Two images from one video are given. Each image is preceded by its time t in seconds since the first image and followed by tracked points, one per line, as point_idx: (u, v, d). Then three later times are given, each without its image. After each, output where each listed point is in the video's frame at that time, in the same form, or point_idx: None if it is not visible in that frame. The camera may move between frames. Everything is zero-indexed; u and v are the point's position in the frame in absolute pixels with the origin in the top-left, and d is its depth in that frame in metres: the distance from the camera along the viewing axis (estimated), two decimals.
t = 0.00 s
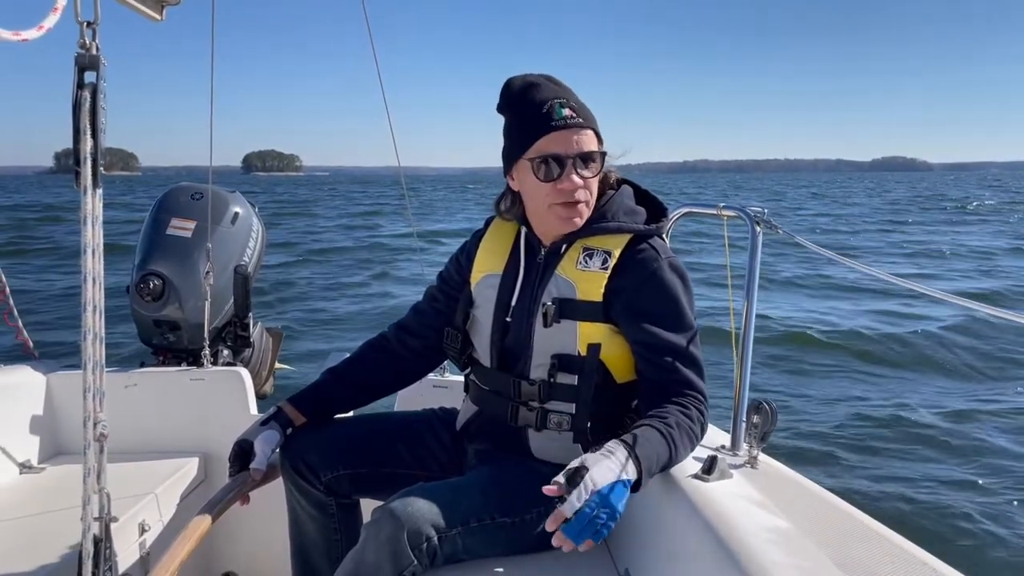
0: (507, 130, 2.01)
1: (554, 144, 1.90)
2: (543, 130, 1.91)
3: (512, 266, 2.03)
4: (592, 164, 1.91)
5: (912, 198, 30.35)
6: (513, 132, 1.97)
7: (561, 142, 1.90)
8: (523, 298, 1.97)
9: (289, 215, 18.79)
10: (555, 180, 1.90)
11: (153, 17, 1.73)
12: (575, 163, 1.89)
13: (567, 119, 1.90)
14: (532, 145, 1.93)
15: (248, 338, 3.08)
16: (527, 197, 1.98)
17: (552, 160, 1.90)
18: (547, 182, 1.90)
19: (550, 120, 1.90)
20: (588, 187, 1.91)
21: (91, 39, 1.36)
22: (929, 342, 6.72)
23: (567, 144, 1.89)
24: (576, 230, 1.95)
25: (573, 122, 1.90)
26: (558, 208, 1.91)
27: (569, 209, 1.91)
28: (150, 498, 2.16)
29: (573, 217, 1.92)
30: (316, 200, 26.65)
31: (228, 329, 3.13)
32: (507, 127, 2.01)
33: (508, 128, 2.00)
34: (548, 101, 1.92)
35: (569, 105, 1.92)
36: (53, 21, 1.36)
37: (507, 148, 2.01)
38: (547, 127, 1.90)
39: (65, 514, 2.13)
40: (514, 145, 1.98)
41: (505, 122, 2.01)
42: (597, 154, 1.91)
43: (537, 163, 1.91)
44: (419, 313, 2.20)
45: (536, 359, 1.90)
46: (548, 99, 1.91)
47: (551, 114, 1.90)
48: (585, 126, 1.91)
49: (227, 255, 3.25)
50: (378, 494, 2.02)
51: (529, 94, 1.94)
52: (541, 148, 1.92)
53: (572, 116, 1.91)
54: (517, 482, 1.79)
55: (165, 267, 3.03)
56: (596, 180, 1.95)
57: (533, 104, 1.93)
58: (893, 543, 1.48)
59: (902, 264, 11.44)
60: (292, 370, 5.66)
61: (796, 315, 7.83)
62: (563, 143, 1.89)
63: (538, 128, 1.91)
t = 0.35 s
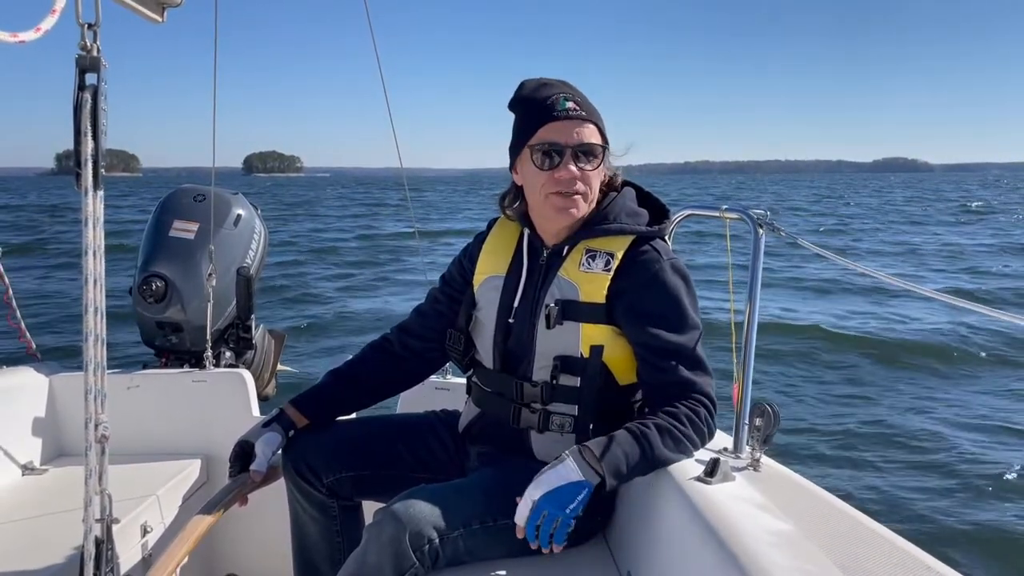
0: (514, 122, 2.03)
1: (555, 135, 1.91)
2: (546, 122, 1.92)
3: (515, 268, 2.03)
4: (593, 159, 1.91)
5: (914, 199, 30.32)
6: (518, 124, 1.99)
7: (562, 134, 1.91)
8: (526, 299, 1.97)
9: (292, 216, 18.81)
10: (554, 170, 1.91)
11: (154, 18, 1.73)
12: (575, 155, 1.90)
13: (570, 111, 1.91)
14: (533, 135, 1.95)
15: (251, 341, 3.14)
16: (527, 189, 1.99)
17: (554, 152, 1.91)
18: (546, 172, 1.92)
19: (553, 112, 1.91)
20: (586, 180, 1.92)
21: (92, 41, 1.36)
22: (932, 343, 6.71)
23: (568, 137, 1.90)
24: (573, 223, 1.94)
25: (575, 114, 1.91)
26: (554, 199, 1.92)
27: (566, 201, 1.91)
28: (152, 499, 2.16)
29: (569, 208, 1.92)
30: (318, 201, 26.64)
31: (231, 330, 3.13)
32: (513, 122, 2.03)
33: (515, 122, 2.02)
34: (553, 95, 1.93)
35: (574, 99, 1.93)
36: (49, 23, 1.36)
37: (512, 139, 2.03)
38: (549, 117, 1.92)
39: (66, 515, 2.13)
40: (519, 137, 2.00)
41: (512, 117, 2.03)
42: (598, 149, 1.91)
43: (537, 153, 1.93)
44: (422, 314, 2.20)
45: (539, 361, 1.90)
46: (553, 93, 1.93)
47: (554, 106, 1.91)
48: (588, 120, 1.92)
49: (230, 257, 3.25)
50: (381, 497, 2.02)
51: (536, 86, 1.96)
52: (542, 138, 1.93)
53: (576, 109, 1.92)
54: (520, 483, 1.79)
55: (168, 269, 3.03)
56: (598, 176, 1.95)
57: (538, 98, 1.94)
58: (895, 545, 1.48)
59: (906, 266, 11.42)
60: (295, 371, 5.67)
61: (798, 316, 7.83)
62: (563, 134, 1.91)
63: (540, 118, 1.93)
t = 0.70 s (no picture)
0: (512, 125, 2.03)
1: (554, 138, 1.91)
2: (545, 124, 1.92)
3: (512, 269, 2.03)
4: (593, 161, 1.91)
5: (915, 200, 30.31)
6: (517, 127, 1.99)
7: (561, 136, 1.91)
8: (524, 301, 1.97)
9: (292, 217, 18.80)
10: (553, 173, 1.91)
11: (155, 19, 1.74)
12: (575, 158, 1.90)
13: (569, 113, 1.91)
14: (533, 139, 1.94)
15: (251, 342, 3.14)
16: (526, 192, 1.99)
17: (553, 154, 1.90)
18: (546, 175, 1.91)
19: (553, 114, 1.91)
20: (586, 183, 1.91)
21: (94, 42, 1.36)
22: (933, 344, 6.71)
23: (568, 139, 1.90)
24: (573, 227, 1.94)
25: (575, 117, 1.91)
26: (555, 201, 1.91)
27: (566, 204, 1.91)
28: (152, 500, 2.16)
29: (569, 211, 1.92)
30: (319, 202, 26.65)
31: (231, 331, 3.13)
32: (511, 124, 2.02)
33: (513, 124, 2.02)
34: (552, 97, 1.94)
35: (573, 102, 1.93)
36: (51, 23, 1.36)
37: (511, 141, 2.03)
38: (548, 120, 1.91)
39: (66, 516, 2.13)
40: (517, 140, 1.99)
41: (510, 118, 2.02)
42: (598, 151, 1.91)
43: (537, 157, 1.92)
44: (419, 315, 2.20)
45: (538, 363, 1.90)
46: (552, 96, 1.93)
47: (554, 109, 1.91)
48: (587, 123, 1.92)
49: (231, 258, 3.25)
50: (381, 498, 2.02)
51: (536, 89, 1.96)
52: (541, 141, 1.93)
53: (575, 112, 1.92)
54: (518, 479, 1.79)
55: (169, 270, 3.03)
56: (597, 178, 1.95)
57: (537, 100, 1.94)
58: (896, 548, 1.48)
59: (906, 266, 11.42)
60: (296, 371, 5.67)
61: (799, 317, 7.83)
62: (563, 137, 1.90)
63: (539, 121, 1.93)
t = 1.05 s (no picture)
0: (497, 125, 2.01)
1: (543, 142, 1.90)
2: (534, 127, 1.91)
3: (494, 273, 2.01)
4: (583, 165, 1.91)
5: (917, 200, 30.29)
6: (504, 129, 1.97)
7: (551, 141, 1.90)
8: (509, 304, 1.96)
9: (293, 217, 18.80)
10: (544, 179, 1.90)
11: (161, 16, 1.73)
12: (564, 163, 1.89)
13: (559, 117, 1.90)
14: (523, 142, 1.93)
15: (251, 338, 3.15)
16: (512, 195, 1.98)
17: (542, 159, 1.89)
18: (535, 180, 1.90)
19: (542, 118, 1.90)
20: (576, 188, 1.91)
21: (99, 38, 1.36)
22: (935, 344, 6.71)
23: (557, 143, 1.90)
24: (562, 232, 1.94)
25: (565, 121, 1.90)
26: (546, 207, 1.91)
27: (557, 209, 1.91)
28: (151, 496, 2.16)
29: (558, 216, 1.91)
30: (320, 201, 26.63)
31: (230, 328, 3.13)
32: (496, 124, 2.01)
33: (499, 124, 2.00)
34: (541, 99, 1.92)
35: (561, 104, 1.92)
36: (59, 19, 1.36)
37: (496, 141, 2.01)
38: (539, 124, 1.90)
39: (66, 512, 2.13)
40: (503, 142, 1.98)
41: (496, 118, 2.00)
42: (588, 155, 1.91)
43: (526, 161, 1.91)
44: (403, 320, 2.18)
45: (530, 366, 1.90)
46: (540, 98, 1.92)
47: (543, 113, 1.90)
48: (577, 126, 1.91)
49: (231, 255, 3.25)
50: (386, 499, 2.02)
51: (523, 90, 1.94)
52: (531, 146, 1.92)
53: (564, 115, 1.91)
54: (513, 466, 1.80)
55: (169, 267, 3.03)
56: (586, 180, 1.95)
57: (524, 102, 1.92)
58: (896, 548, 1.47)
59: (908, 267, 11.40)
60: (296, 370, 5.66)
61: (800, 317, 7.82)
62: (553, 142, 1.90)
63: (528, 124, 1.91)
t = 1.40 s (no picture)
0: (490, 123, 1.95)
1: (538, 144, 1.85)
2: (529, 129, 1.85)
3: (484, 278, 1.98)
4: (578, 168, 1.87)
5: (920, 201, 30.24)
6: (498, 129, 1.91)
7: (546, 144, 1.85)
8: (503, 311, 1.93)
9: (296, 216, 18.83)
10: (538, 183, 1.85)
11: (165, 13, 1.73)
12: (560, 167, 1.85)
13: (555, 120, 1.85)
14: (517, 144, 1.87)
15: (254, 335, 3.14)
16: (505, 197, 1.93)
17: (538, 163, 1.85)
18: (530, 184, 1.85)
19: (538, 120, 1.85)
20: (572, 191, 1.87)
21: (103, 34, 1.36)
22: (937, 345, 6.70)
23: (553, 147, 1.85)
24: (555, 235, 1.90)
25: (561, 123, 1.85)
26: (538, 211, 1.86)
27: (552, 213, 1.86)
28: (154, 492, 2.16)
29: (554, 221, 1.87)
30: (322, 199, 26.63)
31: (233, 325, 3.14)
32: (488, 122, 1.95)
33: (490, 123, 1.94)
34: (536, 100, 1.86)
35: (557, 104, 1.86)
36: (65, 15, 1.36)
37: (488, 141, 1.95)
38: (534, 126, 1.85)
39: (69, 508, 2.13)
40: (496, 143, 1.92)
41: (489, 115, 1.95)
42: (583, 158, 1.87)
43: (520, 165, 1.86)
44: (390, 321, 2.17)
45: (533, 370, 1.90)
46: (535, 98, 1.86)
47: (538, 114, 1.85)
48: (573, 128, 1.87)
49: (234, 252, 3.25)
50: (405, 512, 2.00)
51: (516, 90, 1.88)
52: (525, 149, 1.86)
53: (560, 116, 1.86)
54: (517, 459, 1.80)
55: (173, 263, 3.03)
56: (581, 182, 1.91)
57: (519, 101, 1.86)
58: (899, 547, 1.47)
59: (911, 266, 11.39)
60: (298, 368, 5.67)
61: (803, 317, 7.81)
62: (548, 145, 1.85)
63: (523, 126, 1.86)
